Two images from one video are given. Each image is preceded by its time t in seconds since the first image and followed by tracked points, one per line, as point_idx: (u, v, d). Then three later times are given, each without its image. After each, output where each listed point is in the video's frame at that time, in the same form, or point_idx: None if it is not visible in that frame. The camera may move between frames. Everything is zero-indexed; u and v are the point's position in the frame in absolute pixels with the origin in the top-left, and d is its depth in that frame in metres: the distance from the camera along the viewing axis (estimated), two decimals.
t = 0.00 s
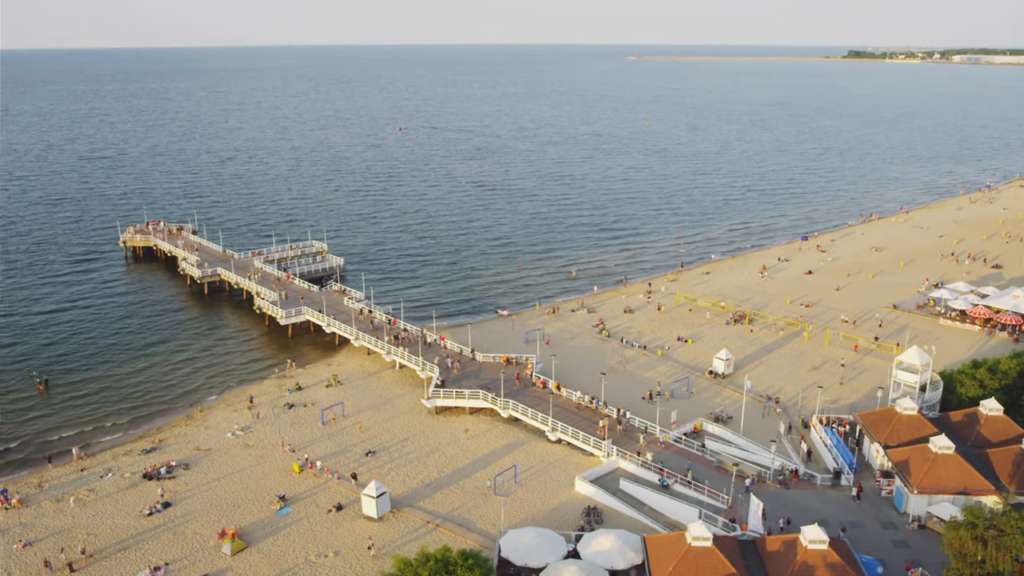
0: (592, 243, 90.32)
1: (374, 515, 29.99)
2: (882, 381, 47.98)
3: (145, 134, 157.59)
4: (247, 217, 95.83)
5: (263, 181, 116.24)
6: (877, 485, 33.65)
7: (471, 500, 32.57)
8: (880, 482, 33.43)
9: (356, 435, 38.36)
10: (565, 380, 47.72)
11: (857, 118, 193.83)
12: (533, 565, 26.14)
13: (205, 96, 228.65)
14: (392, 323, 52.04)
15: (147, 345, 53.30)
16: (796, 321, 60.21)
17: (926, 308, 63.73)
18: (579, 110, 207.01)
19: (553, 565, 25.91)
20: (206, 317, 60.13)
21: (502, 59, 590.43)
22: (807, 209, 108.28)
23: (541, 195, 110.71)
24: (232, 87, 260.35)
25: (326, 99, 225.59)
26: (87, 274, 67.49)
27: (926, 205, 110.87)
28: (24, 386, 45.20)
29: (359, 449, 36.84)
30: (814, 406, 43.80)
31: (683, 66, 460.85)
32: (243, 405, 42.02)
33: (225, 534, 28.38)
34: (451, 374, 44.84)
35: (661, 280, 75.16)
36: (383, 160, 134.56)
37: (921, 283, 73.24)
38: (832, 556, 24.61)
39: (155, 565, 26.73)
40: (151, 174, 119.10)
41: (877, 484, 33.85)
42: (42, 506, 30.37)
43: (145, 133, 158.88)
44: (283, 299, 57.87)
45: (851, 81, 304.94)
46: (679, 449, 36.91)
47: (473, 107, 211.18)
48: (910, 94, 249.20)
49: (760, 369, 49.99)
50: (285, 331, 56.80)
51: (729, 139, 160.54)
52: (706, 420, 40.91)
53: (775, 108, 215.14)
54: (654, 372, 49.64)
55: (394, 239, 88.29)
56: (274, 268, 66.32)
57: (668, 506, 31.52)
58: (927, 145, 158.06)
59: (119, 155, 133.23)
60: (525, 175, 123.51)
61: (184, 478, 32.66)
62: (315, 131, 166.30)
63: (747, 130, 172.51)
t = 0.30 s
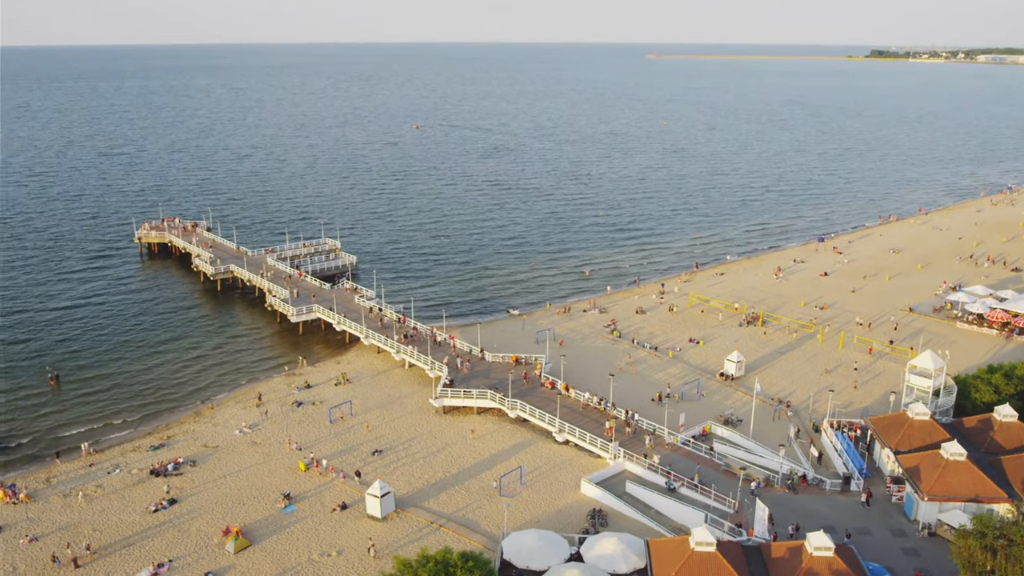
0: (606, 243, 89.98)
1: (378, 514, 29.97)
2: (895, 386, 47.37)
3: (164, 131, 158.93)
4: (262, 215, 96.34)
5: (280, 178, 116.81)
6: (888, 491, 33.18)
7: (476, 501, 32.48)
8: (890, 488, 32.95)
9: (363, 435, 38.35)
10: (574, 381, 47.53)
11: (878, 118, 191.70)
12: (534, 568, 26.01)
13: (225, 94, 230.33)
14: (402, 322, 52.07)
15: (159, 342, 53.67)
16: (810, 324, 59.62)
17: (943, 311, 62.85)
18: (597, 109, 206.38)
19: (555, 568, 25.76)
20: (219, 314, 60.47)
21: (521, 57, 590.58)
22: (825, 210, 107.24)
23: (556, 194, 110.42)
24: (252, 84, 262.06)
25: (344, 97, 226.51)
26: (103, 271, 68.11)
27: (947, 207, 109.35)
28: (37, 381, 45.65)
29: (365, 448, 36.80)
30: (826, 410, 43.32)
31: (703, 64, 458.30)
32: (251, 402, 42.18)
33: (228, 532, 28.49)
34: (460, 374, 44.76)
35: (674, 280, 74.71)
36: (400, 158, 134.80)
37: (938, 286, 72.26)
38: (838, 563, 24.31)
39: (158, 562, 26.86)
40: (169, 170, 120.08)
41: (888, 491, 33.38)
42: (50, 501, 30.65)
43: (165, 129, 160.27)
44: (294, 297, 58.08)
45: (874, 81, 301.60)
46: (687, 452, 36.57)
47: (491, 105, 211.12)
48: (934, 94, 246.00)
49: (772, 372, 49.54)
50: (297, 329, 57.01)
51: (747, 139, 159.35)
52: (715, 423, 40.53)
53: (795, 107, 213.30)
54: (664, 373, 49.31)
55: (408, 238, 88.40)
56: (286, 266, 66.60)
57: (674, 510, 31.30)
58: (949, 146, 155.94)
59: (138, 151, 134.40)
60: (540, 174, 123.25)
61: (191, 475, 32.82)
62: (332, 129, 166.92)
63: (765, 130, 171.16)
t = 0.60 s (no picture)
0: (623, 242, 89.55)
1: (384, 513, 29.96)
2: (912, 390, 46.62)
3: (188, 127, 160.36)
4: (280, 211, 96.90)
5: (300, 174, 117.40)
6: (901, 499, 32.61)
7: (483, 501, 32.39)
8: (903, 495, 32.39)
9: (372, 433, 38.35)
10: (586, 381, 47.31)
11: (905, 118, 188.94)
12: (537, 570, 25.89)
13: (250, 90, 232.25)
14: (415, 320, 52.11)
15: (175, 337, 54.13)
16: (827, 326, 58.85)
17: (965, 315, 61.77)
18: (619, 107, 205.48)
19: (557, 571, 25.62)
20: (235, 310, 60.88)
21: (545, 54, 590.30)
22: (847, 211, 105.91)
23: (575, 192, 110.07)
24: (276, 80, 264.07)
25: (367, 94, 227.38)
26: (122, 266, 68.88)
27: (973, 209, 107.46)
28: (53, 376, 46.19)
29: (374, 447, 36.79)
30: (840, 414, 42.74)
31: (728, 62, 454.61)
32: (263, 398, 42.38)
33: (234, 528, 28.63)
34: (471, 373, 44.69)
35: (691, 281, 74.17)
36: (420, 155, 135.04)
37: (960, 289, 71.04)
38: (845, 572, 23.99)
39: (164, 557, 27.06)
40: (192, 166, 121.23)
41: (901, 498, 32.79)
42: (61, 495, 31.00)
43: (189, 125, 161.89)
44: (309, 294, 58.34)
45: (902, 80, 297.44)
46: (698, 455, 36.14)
47: (513, 103, 210.90)
48: (964, 94, 241.96)
49: (787, 374, 48.93)
50: (311, 326, 57.25)
51: (770, 138, 157.83)
52: (726, 426, 40.09)
53: (820, 106, 210.84)
54: (678, 374, 48.88)
55: (425, 235, 88.47)
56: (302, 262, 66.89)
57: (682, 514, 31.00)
58: (978, 147, 153.26)
59: (161, 147, 135.82)
60: (560, 172, 122.84)
61: (200, 471, 33.04)
62: (354, 126, 167.51)
63: (789, 129, 169.43)
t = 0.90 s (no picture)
0: (642, 242, 89.00)
1: (390, 512, 29.99)
2: (930, 395, 45.83)
3: (212, 123, 161.84)
4: (300, 207, 97.47)
5: (321, 171, 118.05)
6: (915, 506, 32.01)
7: (491, 501, 32.31)
8: (917, 503, 31.80)
9: (381, 431, 38.37)
10: (598, 382, 47.05)
11: (933, 118, 185.83)
12: (540, 573, 25.78)
13: (274, 86, 234.01)
14: (428, 317, 52.07)
15: (191, 333, 54.62)
16: (845, 329, 58.02)
17: (988, 318, 60.63)
18: (642, 105, 204.23)
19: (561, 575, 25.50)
20: (251, 306, 61.32)
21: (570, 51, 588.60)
22: (871, 211, 104.41)
23: (594, 191, 109.59)
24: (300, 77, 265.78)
25: (390, 91, 228.07)
26: (142, 261, 69.68)
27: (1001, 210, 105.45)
28: (70, 370, 46.81)
29: (382, 445, 36.78)
30: (856, 419, 42.08)
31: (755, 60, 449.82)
32: (274, 395, 42.58)
33: (240, 525, 28.79)
34: (482, 371, 44.62)
35: (708, 281, 73.56)
36: (441, 152, 135.21)
37: (984, 293, 69.75)
38: None
39: (170, 552, 27.25)
40: (214, 162, 122.33)
41: (915, 505, 32.19)
42: (71, 488, 31.39)
43: (213, 121, 163.43)
44: (324, 290, 58.57)
45: (932, 79, 292.54)
46: (709, 458, 35.73)
47: (536, 100, 210.38)
48: (996, 94, 237.46)
49: (802, 377, 48.30)
50: (326, 322, 57.49)
51: (794, 137, 156.12)
52: (739, 428, 39.60)
53: (847, 106, 208.09)
54: (691, 376, 48.45)
55: (443, 233, 88.53)
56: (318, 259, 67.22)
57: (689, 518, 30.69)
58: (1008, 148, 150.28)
59: (184, 143, 137.20)
60: (580, 170, 122.37)
61: (209, 467, 33.28)
62: (376, 123, 168.09)
63: (814, 128, 167.40)
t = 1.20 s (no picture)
0: (657, 241, 88.49)
1: (394, 512, 29.92)
2: (945, 400, 45.11)
3: (231, 119, 162.91)
4: (316, 204, 97.81)
5: (338, 168, 118.47)
6: (926, 513, 31.51)
7: (496, 502, 32.19)
8: (928, 510, 31.30)
9: (388, 429, 38.34)
10: (607, 382, 46.79)
11: (958, 118, 183.11)
12: None
13: (295, 83, 235.25)
14: (439, 315, 52.02)
15: (203, 329, 54.97)
16: (861, 331, 57.27)
17: (1007, 322, 59.63)
18: (662, 103, 203.14)
19: None
20: (264, 303, 61.62)
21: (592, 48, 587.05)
22: (891, 212, 103.14)
23: (610, 190, 109.10)
24: (321, 73, 266.90)
25: (410, 87, 228.47)
26: (158, 257, 70.23)
27: None
28: (82, 365, 47.27)
29: (389, 444, 36.75)
30: (868, 423, 41.51)
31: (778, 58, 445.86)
32: (283, 392, 42.70)
33: (244, 523, 28.90)
34: (491, 370, 44.46)
35: (723, 281, 72.98)
36: (458, 150, 135.22)
37: (1003, 295, 68.63)
38: None
39: (173, 549, 27.39)
40: (233, 159, 123.12)
41: (926, 512, 31.69)
42: (78, 483, 31.66)
43: (233, 117, 164.53)
44: (336, 288, 58.67)
45: (959, 78, 288.42)
46: (718, 461, 35.33)
47: (555, 98, 209.88)
48: None
49: (815, 380, 47.72)
50: (338, 319, 57.61)
51: (815, 136, 154.53)
52: (748, 431, 39.14)
53: (870, 104, 205.66)
54: (702, 377, 48.00)
55: (458, 232, 88.47)
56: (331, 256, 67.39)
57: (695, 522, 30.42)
58: None
59: (204, 139, 138.20)
60: (597, 169, 121.86)
61: (215, 463, 33.42)
62: (395, 120, 168.40)
63: (836, 128, 165.60)
